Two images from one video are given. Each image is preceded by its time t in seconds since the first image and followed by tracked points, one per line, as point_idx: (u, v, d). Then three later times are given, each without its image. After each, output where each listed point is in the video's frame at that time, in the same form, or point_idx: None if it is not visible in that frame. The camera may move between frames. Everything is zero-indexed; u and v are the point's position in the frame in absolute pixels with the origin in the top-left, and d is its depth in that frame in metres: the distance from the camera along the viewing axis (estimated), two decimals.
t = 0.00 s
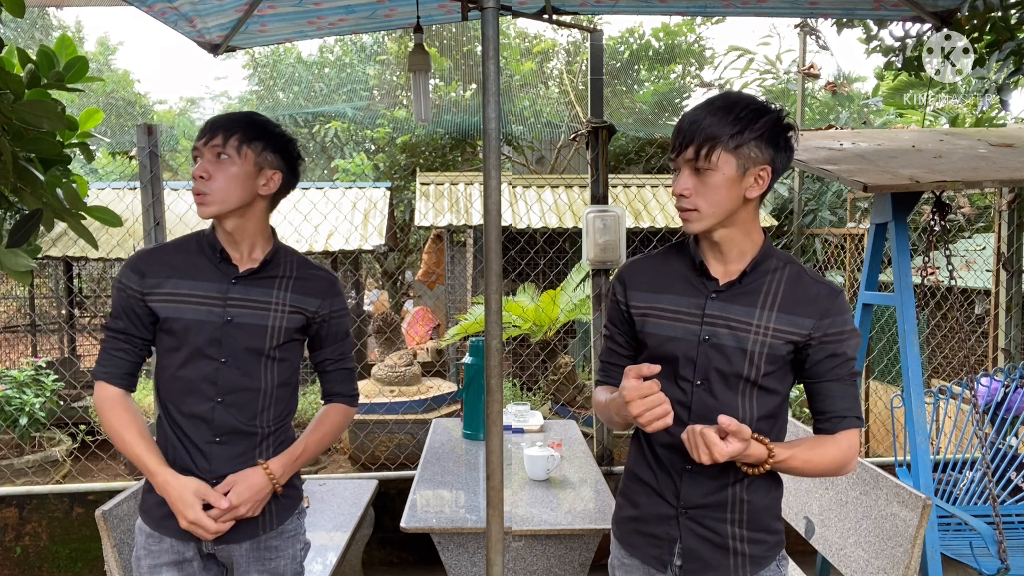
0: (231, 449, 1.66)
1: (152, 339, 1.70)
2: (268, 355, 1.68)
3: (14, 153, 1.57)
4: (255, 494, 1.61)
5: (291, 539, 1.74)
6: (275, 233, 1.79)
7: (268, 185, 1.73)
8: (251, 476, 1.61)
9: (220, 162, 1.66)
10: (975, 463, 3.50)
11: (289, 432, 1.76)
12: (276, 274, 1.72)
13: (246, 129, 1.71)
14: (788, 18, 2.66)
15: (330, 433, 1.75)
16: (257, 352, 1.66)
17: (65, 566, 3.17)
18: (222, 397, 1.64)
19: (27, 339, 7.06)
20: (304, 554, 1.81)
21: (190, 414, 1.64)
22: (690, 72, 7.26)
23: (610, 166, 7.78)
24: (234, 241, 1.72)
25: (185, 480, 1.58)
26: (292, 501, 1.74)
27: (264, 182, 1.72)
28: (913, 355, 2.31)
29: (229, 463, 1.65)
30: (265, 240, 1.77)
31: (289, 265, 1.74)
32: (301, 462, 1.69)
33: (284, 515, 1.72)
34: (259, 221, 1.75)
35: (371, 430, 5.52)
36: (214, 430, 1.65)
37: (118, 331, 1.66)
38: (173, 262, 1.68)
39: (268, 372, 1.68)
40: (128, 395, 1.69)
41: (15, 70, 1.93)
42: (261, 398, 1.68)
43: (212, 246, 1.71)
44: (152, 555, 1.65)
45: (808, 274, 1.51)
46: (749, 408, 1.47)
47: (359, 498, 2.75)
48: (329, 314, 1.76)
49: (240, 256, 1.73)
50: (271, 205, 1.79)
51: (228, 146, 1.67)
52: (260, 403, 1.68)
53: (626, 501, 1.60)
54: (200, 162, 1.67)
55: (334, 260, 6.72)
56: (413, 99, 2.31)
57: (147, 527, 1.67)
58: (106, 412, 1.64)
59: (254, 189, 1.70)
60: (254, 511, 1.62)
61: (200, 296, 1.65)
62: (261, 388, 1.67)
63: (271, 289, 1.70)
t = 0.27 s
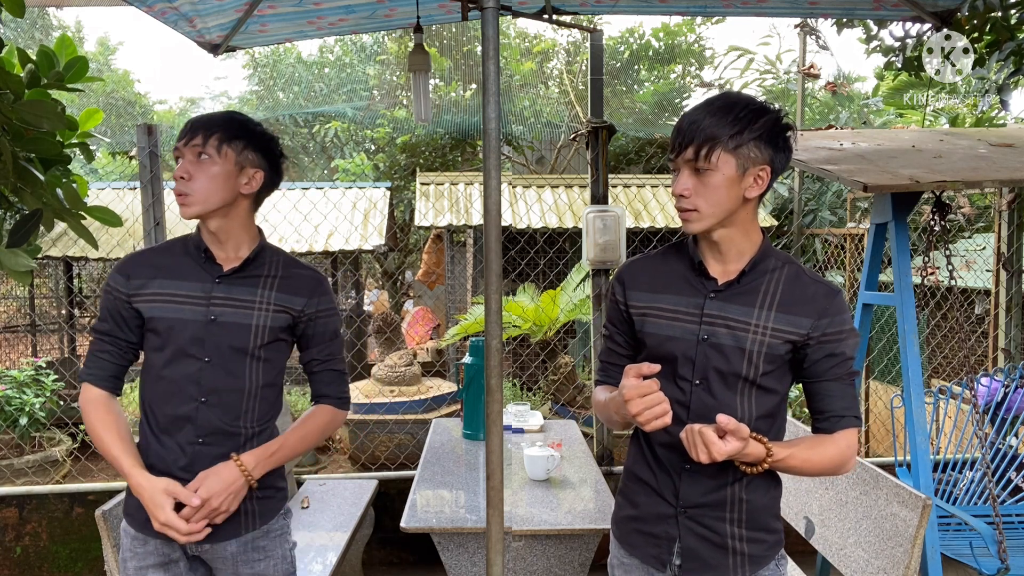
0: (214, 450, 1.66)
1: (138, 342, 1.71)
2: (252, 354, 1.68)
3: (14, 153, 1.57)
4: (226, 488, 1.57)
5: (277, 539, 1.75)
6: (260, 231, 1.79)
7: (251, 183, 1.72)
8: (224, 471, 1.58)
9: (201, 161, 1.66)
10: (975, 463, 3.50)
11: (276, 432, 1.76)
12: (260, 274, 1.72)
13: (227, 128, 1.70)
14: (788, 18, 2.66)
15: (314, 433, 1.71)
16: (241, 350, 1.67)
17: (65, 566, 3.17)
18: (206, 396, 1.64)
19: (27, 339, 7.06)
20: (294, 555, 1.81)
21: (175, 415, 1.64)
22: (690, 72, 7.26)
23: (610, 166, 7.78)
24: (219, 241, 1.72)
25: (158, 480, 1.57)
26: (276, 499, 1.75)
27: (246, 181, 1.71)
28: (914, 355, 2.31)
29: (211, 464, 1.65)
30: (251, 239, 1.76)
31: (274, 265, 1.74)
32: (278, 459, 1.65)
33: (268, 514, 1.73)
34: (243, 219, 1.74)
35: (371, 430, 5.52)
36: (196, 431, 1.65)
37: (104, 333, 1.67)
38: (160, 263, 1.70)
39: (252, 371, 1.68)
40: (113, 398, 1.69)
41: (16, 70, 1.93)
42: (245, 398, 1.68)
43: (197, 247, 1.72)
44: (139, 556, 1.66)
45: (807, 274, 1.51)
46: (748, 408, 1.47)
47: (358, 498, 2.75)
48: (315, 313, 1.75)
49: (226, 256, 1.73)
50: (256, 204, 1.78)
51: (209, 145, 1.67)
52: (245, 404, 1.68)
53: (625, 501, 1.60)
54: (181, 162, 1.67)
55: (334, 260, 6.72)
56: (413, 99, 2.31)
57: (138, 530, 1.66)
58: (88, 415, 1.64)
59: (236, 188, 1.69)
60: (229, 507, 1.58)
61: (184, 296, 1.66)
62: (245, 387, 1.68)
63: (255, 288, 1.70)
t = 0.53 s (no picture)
0: (211, 450, 1.66)
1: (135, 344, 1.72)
2: (245, 354, 1.68)
3: (14, 153, 1.57)
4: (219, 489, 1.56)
5: (274, 540, 1.75)
6: (251, 230, 1.79)
7: (241, 183, 1.72)
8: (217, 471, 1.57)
9: (190, 162, 1.66)
10: (975, 463, 3.50)
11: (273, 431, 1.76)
12: (250, 273, 1.71)
13: (215, 128, 1.69)
14: (788, 18, 2.66)
15: (309, 430, 1.72)
16: (234, 350, 1.67)
17: (66, 565, 3.17)
18: (201, 397, 1.64)
19: (27, 339, 7.06)
20: (291, 555, 1.81)
21: (170, 416, 1.64)
22: (690, 73, 7.26)
23: (611, 166, 7.78)
24: (210, 240, 1.72)
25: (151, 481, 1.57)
26: (274, 501, 1.75)
27: (236, 181, 1.71)
28: (913, 355, 2.31)
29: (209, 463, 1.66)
30: (242, 238, 1.76)
31: (264, 264, 1.74)
32: (274, 456, 1.66)
33: (265, 517, 1.72)
34: (234, 219, 1.74)
35: (371, 430, 5.52)
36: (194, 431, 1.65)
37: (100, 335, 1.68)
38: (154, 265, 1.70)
39: (246, 370, 1.68)
40: (110, 399, 1.70)
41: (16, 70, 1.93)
42: (239, 398, 1.68)
43: (188, 247, 1.72)
44: (136, 557, 1.67)
45: (806, 274, 1.51)
46: (747, 407, 1.47)
47: (358, 498, 2.75)
48: (307, 312, 1.75)
49: (217, 255, 1.73)
50: (247, 203, 1.78)
51: (198, 147, 1.66)
52: (239, 404, 1.68)
53: (625, 501, 1.60)
54: (170, 163, 1.67)
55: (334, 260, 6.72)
56: (413, 99, 2.31)
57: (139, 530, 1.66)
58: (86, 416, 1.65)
59: (226, 189, 1.69)
60: (225, 505, 1.58)
61: (176, 297, 1.66)
62: (239, 387, 1.68)
63: (246, 287, 1.70)
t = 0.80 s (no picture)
0: (212, 450, 1.66)
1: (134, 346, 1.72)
2: (242, 354, 1.68)
3: (14, 153, 1.57)
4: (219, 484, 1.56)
5: (274, 541, 1.75)
6: (247, 230, 1.79)
7: (238, 185, 1.72)
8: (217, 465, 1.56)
9: (189, 163, 1.66)
10: (975, 462, 3.50)
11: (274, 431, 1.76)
12: (245, 273, 1.71)
13: (214, 129, 1.69)
14: (788, 18, 2.66)
15: (313, 430, 1.72)
16: (231, 350, 1.66)
17: (66, 566, 3.17)
18: (199, 399, 1.65)
19: (27, 339, 7.06)
20: (291, 555, 1.82)
21: (169, 418, 1.65)
22: (690, 73, 7.26)
23: (610, 166, 7.78)
24: (205, 241, 1.72)
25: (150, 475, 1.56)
26: (275, 501, 1.75)
27: (234, 183, 1.71)
28: (913, 355, 2.31)
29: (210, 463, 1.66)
30: (237, 238, 1.76)
31: (260, 263, 1.74)
32: (278, 456, 1.66)
33: (265, 518, 1.73)
34: (230, 220, 1.75)
35: (371, 430, 5.53)
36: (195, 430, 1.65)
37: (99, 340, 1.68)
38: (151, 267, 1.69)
39: (244, 370, 1.68)
40: (109, 403, 1.70)
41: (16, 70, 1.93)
42: (239, 399, 1.68)
43: (182, 249, 1.72)
44: (136, 558, 1.67)
45: (807, 274, 1.51)
46: (748, 407, 1.47)
47: (358, 498, 2.75)
48: (304, 310, 1.75)
49: (212, 256, 1.73)
50: (243, 203, 1.78)
51: (197, 147, 1.66)
52: (239, 404, 1.68)
53: (625, 501, 1.60)
54: (168, 163, 1.66)
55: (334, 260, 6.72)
56: (413, 99, 2.31)
57: (139, 530, 1.66)
58: (84, 420, 1.65)
59: (224, 190, 1.69)
60: (221, 500, 1.58)
61: (172, 299, 1.66)
62: (238, 387, 1.68)
63: (242, 287, 1.70)
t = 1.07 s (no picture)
0: (214, 451, 1.66)
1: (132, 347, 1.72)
2: (245, 355, 1.68)
3: (14, 153, 1.57)
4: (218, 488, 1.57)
5: (276, 541, 1.75)
6: (249, 232, 1.79)
7: (244, 185, 1.73)
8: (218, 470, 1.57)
9: (197, 160, 1.66)
10: (975, 463, 3.50)
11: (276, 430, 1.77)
12: (248, 274, 1.71)
13: (222, 128, 1.70)
14: (788, 18, 2.66)
15: (311, 432, 1.71)
16: (233, 351, 1.67)
17: (65, 565, 3.17)
18: (202, 399, 1.65)
19: (27, 339, 7.06)
20: (292, 556, 1.82)
21: (171, 419, 1.65)
22: (690, 73, 7.26)
23: (610, 166, 7.78)
24: (208, 241, 1.72)
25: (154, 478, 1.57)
26: (278, 502, 1.75)
27: (240, 182, 1.72)
28: (913, 355, 2.31)
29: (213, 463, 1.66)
30: (240, 239, 1.76)
31: (262, 264, 1.74)
32: (274, 459, 1.66)
33: (269, 518, 1.73)
34: (234, 220, 1.75)
35: (371, 430, 5.53)
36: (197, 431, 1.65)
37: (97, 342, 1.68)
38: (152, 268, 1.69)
39: (246, 371, 1.68)
40: (107, 403, 1.70)
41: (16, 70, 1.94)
42: (240, 399, 1.68)
43: (184, 250, 1.71)
44: (138, 559, 1.66)
45: (808, 274, 1.51)
46: (749, 408, 1.47)
47: (358, 498, 2.75)
48: (305, 311, 1.75)
49: (214, 257, 1.73)
50: (246, 204, 1.79)
51: (206, 145, 1.67)
52: (241, 405, 1.68)
53: (626, 501, 1.60)
54: (174, 160, 1.66)
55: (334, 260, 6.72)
56: (413, 99, 2.31)
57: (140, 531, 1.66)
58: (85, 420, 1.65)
59: (230, 189, 1.70)
60: (218, 506, 1.59)
61: (174, 300, 1.66)
62: (241, 388, 1.68)
63: (245, 288, 1.70)
